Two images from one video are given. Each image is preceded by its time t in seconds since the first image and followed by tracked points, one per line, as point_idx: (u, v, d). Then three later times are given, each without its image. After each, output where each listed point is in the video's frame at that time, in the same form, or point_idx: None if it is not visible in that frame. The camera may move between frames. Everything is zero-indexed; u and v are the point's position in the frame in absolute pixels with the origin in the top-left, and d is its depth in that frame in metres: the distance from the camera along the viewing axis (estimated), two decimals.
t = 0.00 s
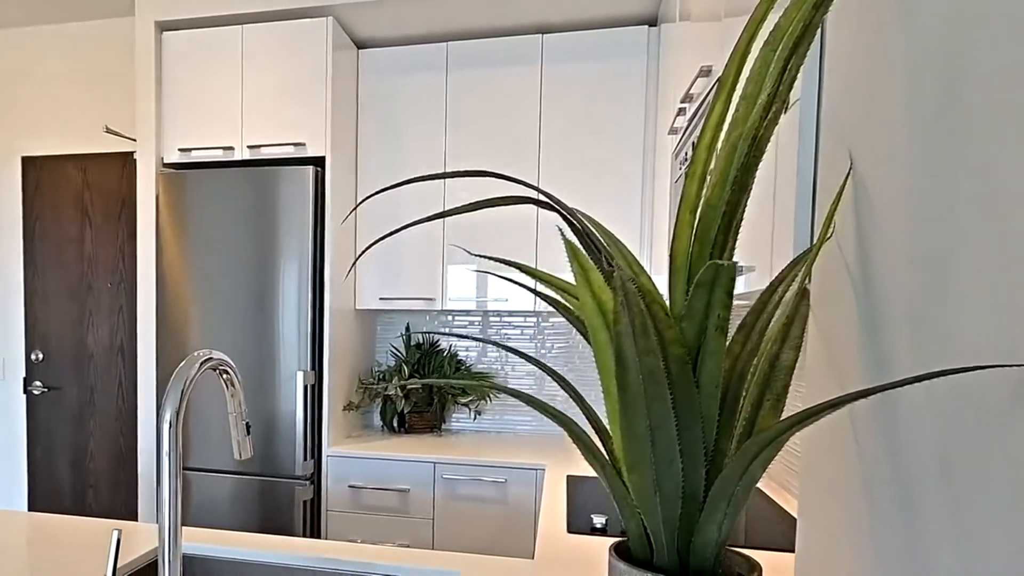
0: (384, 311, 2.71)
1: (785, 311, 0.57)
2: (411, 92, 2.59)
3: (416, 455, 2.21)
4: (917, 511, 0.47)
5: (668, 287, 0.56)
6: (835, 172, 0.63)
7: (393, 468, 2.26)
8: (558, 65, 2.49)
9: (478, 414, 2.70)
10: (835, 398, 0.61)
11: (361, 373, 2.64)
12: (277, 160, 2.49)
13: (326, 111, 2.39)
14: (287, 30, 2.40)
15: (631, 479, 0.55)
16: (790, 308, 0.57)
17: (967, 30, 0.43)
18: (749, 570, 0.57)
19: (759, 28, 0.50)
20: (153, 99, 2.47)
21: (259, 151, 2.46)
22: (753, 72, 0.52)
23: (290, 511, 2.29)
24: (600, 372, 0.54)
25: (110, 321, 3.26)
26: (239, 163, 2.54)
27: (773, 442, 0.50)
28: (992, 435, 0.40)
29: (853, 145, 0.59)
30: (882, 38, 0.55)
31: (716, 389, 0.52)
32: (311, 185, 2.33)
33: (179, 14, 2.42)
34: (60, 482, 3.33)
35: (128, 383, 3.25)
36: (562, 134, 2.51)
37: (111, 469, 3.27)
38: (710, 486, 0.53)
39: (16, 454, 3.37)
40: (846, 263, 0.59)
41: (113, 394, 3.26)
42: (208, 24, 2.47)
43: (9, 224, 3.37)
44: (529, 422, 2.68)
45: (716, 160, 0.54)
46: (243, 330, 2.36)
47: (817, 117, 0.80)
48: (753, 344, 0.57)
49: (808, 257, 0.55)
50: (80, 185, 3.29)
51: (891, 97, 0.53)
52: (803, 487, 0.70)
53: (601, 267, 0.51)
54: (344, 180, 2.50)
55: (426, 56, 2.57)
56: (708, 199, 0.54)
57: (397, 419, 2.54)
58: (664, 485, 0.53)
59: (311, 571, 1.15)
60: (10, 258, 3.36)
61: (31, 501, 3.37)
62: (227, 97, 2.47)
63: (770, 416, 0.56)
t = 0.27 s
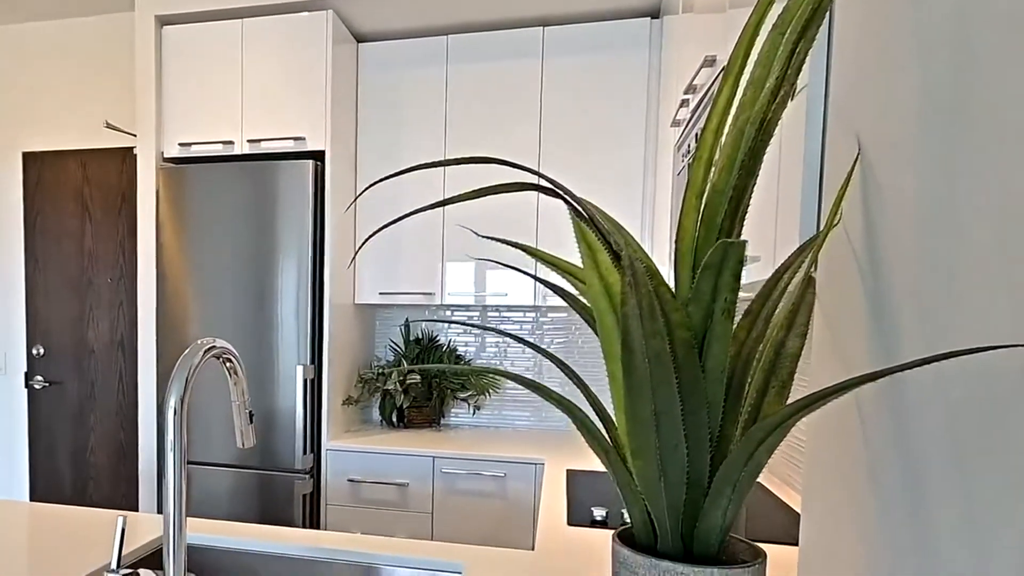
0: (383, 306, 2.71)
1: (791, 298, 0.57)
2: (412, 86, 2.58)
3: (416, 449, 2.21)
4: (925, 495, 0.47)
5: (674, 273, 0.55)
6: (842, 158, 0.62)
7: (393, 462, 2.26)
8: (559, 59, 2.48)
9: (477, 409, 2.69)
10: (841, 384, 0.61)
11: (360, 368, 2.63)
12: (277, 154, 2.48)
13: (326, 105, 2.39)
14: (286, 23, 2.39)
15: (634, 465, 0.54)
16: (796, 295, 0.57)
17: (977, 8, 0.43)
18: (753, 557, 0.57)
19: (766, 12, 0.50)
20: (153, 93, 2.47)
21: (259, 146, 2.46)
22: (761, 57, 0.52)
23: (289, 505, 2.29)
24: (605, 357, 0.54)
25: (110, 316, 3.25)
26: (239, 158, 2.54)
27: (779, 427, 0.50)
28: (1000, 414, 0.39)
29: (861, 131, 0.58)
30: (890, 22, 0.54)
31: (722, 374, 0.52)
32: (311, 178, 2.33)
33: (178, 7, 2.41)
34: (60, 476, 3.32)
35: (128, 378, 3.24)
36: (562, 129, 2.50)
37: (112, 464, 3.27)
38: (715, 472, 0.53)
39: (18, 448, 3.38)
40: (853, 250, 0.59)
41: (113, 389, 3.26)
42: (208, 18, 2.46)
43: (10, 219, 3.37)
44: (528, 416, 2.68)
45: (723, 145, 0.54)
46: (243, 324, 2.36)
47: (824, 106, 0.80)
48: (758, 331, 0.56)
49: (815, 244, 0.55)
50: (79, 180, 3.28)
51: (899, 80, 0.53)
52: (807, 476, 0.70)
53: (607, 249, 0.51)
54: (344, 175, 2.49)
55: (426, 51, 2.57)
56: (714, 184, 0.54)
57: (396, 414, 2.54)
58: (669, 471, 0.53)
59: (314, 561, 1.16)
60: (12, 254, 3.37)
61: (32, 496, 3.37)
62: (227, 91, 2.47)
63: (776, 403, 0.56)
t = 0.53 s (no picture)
0: (388, 301, 2.71)
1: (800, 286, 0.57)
2: (416, 82, 2.58)
3: (421, 444, 2.21)
4: (936, 481, 0.47)
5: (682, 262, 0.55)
6: (854, 144, 0.62)
7: (397, 456, 2.26)
8: (564, 54, 2.47)
9: (482, 404, 2.70)
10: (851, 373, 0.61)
11: (364, 362, 2.63)
12: (281, 149, 2.48)
13: (331, 101, 2.39)
14: (291, 18, 2.39)
15: (642, 453, 0.54)
16: (805, 283, 0.57)
17: None
18: (761, 545, 0.56)
19: None
20: (158, 89, 2.47)
21: (264, 141, 2.46)
22: (771, 42, 0.52)
23: (294, 499, 2.29)
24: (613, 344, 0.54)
25: (115, 312, 3.26)
26: (244, 153, 2.54)
27: (789, 414, 0.50)
28: (1013, 399, 0.39)
29: (871, 118, 0.58)
30: (903, 7, 0.54)
31: (731, 362, 0.52)
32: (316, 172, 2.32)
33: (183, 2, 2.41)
34: (66, 471, 3.34)
35: (133, 373, 3.25)
36: (567, 124, 2.50)
37: (116, 460, 3.28)
38: (723, 460, 0.53)
39: (23, 443, 3.40)
40: (863, 238, 0.59)
41: (117, 384, 3.27)
42: (213, 13, 2.46)
43: (16, 216, 3.38)
44: (532, 412, 2.69)
45: (733, 131, 0.54)
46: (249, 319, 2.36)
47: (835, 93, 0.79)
48: (767, 320, 0.56)
49: (824, 232, 0.55)
50: (84, 175, 3.28)
51: (911, 66, 0.53)
52: (815, 465, 0.69)
53: (617, 235, 0.50)
54: (349, 170, 2.49)
55: (430, 46, 2.56)
56: (723, 171, 0.54)
57: (400, 409, 2.54)
58: (677, 460, 0.53)
59: (319, 552, 1.16)
60: (19, 250, 3.38)
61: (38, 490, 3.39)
62: (232, 86, 2.47)
63: (784, 391, 0.56)
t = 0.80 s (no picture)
0: (394, 298, 2.72)
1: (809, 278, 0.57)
2: (422, 79, 2.58)
3: (427, 440, 2.20)
4: (945, 471, 0.47)
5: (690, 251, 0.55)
6: (862, 136, 0.62)
7: (403, 453, 2.26)
8: (570, 51, 2.47)
9: (488, 401, 2.70)
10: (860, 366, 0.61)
11: (370, 359, 2.64)
12: (288, 147, 2.49)
13: (337, 98, 2.39)
14: (298, 16, 2.40)
15: (652, 445, 0.54)
16: (814, 275, 0.57)
17: None
18: (771, 537, 0.56)
19: None
20: (165, 87, 2.48)
21: (271, 138, 2.46)
22: (780, 33, 0.52)
23: (300, 495, 2.30)
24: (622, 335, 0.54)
25: (122, 310, 3.28)
26: (251, 150, 2.54)
27: (799, 405, 0.50)
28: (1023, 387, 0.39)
29: (879, 110, 0.58)
30: None
31: (740, 352, 0.52)
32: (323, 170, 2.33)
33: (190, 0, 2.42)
34: (72, 468, 3.35)
35: (139, 370, 3.26)
36: (573, 121, 2.50)
37: (123, 456, 3.29)
38: (733, 452, 0.53)
39: (30, 439, 3.41)
40: (872, 230, 0.59)
41: (124, 381, 3.28)
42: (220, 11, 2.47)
43: (23, 214, 3.40)
44: (538, 409, 2.69)
45: (742, 123, 0.54)
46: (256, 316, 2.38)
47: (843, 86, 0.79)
48: (775, 312, 0.56)
49: (833, 224, 0.55)
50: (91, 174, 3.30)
51: (919, 56, 0.52)
52: (824, 458, 0.69)
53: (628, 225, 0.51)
54: (355, 167, 2.50)
55: (436, 43, 2.57)
56: (732, 162, 0.54)
57: (406, 406, 2.54)
58: (687, 451, 0.53)
59: (326, 547, 1.17)
60: (26, 248, 3.40)
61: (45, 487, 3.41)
62: (239, 84, 2.48)
63: (794, 383, 0.55)
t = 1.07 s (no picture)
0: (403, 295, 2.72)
1: (826, 266, 0.56)
2: (432, 76, 2.59)
3: (437, 436, 2.20)
4: (963, 456, 0.47)
5: (705, 237, 0.55)
6: (878, 125, 0.61)
7: (413, 449, 2.26)
8: (580, 46, 2.47)
9: (497, 398, 2.70)
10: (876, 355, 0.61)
11: (379, 356, 2.64)
12: (298, 143, 2.49)
13: (348, 95, 2.39)
14: (308, 13, 2.40)
15: (666, 434, 0.54)
16: (830, 263, 0.56)
17: None
18: (787, 526, 0.56)
19: None
20: (175, 84, 2.49)
21: (281, 135, 2.47)
22: (796, 20, 0.52)
23: (310, 490, 2.31)
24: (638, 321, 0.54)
25: (133, 307, 3.29)
26: (261, 147, 2.55)
27: (815, 392, 0.50)
28: None
29: (896, 97, 0.58)
30: None
31: (756, 339, 0.52)
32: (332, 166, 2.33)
33: None
34: (83, 464, 3.36)
35: (149, 367, 3.27)
36: (583, 117, 2.50)
37: (133, 453, 3.30)
38: (749, 440, 0.53)
39: (42, 435, 3.43)
40: (890, 219, 0.59)
41: (134, 377, 3.29)
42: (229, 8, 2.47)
43: (35, 212, 3.42)
44: (547, 406, 2.69)
45: (757, 109, 0.54)
46: (266, 312, 2.39)
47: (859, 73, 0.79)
48: (791, 300, 0.56)
49: (849, 213, 0.55)
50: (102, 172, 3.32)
51: (937, 41, 0.52)
52: (840, 449, 0.69)
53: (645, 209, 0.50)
54: (365, 163, 2.50)
55: (446, 40, 2.57)
56: (747, 149, 0.53)
57: (416, 403, 2.54)
58: (703, 439, 0.52)
59: (337, 540, 1.17)
60: (36, 246, 3.41)
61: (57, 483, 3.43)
62: (249, 81, 2.48)
63: (810, 372, 0.55)
